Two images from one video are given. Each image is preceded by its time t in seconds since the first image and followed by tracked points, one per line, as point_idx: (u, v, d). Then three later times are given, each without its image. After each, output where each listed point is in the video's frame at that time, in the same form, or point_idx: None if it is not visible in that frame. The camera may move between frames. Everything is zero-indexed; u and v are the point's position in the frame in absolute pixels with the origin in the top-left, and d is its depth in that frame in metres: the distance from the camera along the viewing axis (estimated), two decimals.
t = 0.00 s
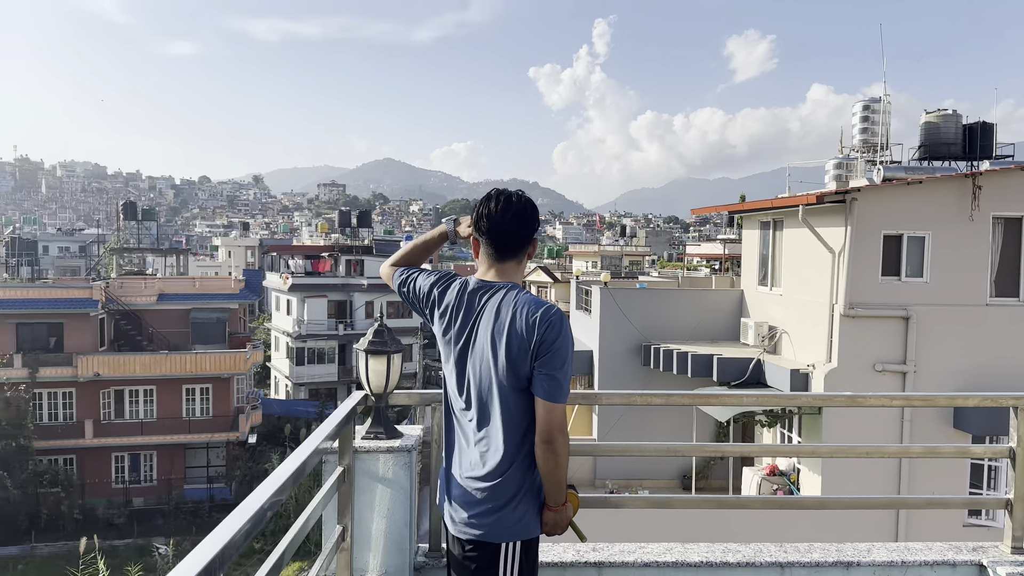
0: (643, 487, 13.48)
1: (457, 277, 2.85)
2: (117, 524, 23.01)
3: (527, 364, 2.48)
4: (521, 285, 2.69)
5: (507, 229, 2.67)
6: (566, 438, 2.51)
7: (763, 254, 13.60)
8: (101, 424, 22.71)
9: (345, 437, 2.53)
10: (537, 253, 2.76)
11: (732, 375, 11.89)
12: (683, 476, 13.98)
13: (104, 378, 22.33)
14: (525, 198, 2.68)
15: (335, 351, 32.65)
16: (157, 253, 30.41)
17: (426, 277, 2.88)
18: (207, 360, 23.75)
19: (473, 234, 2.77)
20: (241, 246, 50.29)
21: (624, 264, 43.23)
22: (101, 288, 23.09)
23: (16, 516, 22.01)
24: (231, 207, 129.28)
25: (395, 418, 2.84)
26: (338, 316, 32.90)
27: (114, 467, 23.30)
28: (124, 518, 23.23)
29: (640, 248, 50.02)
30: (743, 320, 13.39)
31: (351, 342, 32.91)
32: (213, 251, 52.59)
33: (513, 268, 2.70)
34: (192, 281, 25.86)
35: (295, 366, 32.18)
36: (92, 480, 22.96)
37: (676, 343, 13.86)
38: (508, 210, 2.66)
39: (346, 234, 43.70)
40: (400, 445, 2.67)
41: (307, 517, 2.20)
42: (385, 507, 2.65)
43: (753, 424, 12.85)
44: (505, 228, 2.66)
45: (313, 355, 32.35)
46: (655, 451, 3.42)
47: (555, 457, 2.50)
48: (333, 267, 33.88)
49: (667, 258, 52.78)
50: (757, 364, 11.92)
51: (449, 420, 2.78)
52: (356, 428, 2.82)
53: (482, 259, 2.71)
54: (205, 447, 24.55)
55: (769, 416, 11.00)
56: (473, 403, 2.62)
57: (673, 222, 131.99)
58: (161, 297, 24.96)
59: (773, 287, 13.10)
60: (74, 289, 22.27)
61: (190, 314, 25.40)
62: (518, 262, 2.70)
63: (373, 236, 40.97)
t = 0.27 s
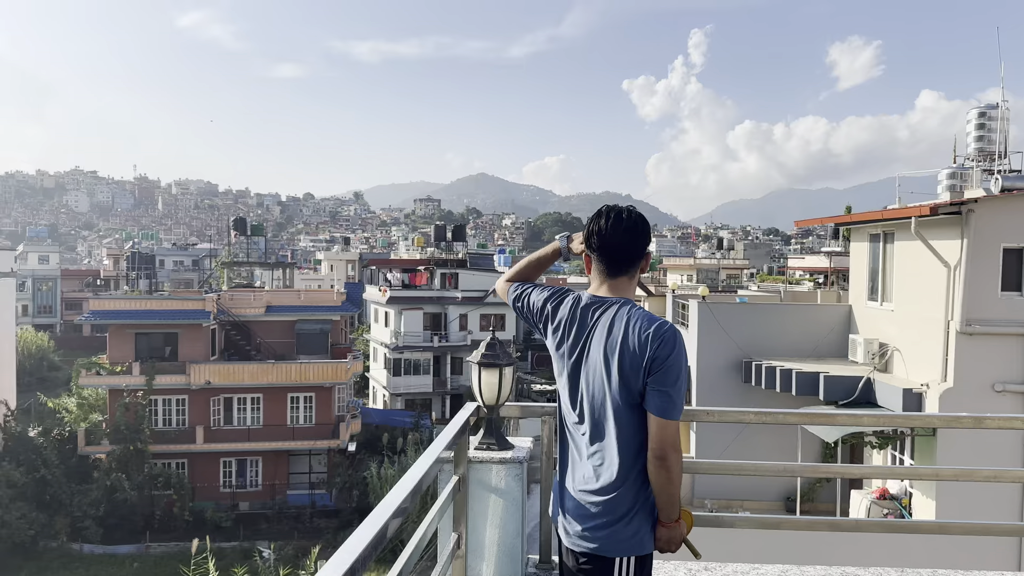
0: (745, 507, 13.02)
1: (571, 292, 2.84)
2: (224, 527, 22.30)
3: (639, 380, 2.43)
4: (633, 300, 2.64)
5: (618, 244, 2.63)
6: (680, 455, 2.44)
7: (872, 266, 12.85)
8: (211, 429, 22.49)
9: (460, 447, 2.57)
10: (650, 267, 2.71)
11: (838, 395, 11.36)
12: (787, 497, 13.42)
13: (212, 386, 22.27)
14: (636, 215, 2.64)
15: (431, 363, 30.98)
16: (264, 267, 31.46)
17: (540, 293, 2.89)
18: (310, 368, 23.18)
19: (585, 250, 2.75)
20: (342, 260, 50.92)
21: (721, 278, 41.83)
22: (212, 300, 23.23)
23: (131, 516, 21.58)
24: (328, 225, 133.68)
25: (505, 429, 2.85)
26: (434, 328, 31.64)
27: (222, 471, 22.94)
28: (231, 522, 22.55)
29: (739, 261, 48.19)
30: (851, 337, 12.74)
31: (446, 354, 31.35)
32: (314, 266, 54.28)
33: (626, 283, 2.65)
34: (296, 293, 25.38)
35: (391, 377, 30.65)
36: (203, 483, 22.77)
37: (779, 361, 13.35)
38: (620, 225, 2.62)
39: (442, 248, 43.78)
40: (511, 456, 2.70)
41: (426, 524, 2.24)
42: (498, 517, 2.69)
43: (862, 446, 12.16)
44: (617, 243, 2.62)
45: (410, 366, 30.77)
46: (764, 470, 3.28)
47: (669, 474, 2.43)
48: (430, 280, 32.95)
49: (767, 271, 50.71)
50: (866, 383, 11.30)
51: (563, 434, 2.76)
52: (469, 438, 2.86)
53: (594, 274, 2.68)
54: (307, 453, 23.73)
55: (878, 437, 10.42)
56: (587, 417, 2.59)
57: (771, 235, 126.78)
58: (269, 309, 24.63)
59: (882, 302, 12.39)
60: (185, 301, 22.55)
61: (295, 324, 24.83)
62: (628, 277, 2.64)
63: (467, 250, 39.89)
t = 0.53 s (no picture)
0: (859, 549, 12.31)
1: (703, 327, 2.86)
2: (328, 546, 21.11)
3: (780, 420, 2.35)
4: (771, 334, 2.61)
5: (755, 277, 2.61)
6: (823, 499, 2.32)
7: (996, 294, 11.95)
8: (316, 449, 21.53)
9: (590, 481, 2.57)
10: (787, 300, 2.68)
11: (960, 432, 10.61)
12: (905, 538, 12.67)
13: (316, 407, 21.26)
14: (774, 249, 2.63)
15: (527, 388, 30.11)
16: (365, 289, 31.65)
17: (671, 327, 2.94)
18: (409, 391, 21.66)
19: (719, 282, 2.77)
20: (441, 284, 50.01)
21: (829, 304, 39.49)
22: (320, 323, 22.47)
23: (239, 532, 20.67)
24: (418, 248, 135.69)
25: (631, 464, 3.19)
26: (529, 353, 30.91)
27: (325, 490, 22.00)
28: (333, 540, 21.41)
29: (848, 287, 45.41)
30: (974, 370, 12.01)
31: (542, 380, 30.33)
32: (412, 291, 55.02)
33: (762, 319, 2.62)
34: (398, 317, 24.68)
35: (487, 402, 29.82)
36: (306, 502, 21.85)
37: (894, 394, 12.91)
38: (755, 258, 2.61)
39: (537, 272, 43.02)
40: (638, 493, 3.00)
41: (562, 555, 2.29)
42: (626, 551, 2.96)
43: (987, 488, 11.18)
44: (751, 277, 2.61)
45: (506, 391, 29.92)
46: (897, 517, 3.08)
47: (812, 518, 2.32)
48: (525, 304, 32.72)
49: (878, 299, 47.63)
50: (992, 420, 10.53)
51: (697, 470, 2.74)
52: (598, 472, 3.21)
53: (728, 308, 2.68)
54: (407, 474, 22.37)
55: (1006, 478, 9.62)
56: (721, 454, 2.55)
57: (879, 259, 119.52)
58: (372, 332, 23.60)
59: (1009, 334, 11.68)
60: (296, 324, 22.06)
61: (396, 348, 23.54)
62: (764, 312, 2.61)
63: (564, 276, 38.97)
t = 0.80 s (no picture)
0: None
1: (823, 374, 3.31)
2: None
3: (911, 470, 2.62)
4: (896, 380, 3.05)
5: (881, 323, 3.07)
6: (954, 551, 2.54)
7: None
8: (402, 478, 21.78)
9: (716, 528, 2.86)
10: (910, 348, 3.11)
11: None
12: None
13: (404, 436, 21.66)
14: (896, 296, 3.08)
15: (611, 424, 29.73)
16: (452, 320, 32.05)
17: (795, 375, 3.38)
18: (493, 424, 21.72)
19: (844, 330, 3.24)
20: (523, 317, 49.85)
21: (930, 343, 37.25)
22: (407, 354, 22.75)
23: (328, 560, 20.48)
24: (495, 279, 136.57)
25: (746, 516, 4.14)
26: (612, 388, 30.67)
27: (410, 520, 21.94)
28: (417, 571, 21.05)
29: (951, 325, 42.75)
30: None
31: (625, 416, 29.97)
32: (496, 323, 55.32)
33: (886, 365, 3.08)
34: (482, 349, 24.35)
35: (570, 436, 29.70)
36: (392, 531, 21.87)
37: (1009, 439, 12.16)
38: (879, 308, 3.06)
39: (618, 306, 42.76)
40: (754, 542, 3.89)
41: None
42: None
43: None
44: (876, 322, 3.07)
45: (589, 426, 29.65)
46: None
47: (942, 567, 2.53)
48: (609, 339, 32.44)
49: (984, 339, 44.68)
50: None
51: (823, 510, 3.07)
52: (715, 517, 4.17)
53: (855, 354, 3.15)
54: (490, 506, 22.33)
55: None
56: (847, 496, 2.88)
57: (985, 294, 111.75)
58: (456, 364, 23.80)
59: None
60: (384, 355, 22.30)
61: (481, 381, 23.67)
62: (885, 360, 3.07)
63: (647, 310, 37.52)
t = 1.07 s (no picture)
0: None
1: (907, 415, 3.36)
2: None
3: (997, 516, 2.66)
4: (982, 423, 3.06)
5: (967, 365, 3.06)
6: None
7: None
8: (462, 509, 21.47)
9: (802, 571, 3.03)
10: (999, 392, 3.10)
11: None
12: None
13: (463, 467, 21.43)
14: (981, 337, 3.08)
15: (673, 460, 29.29)
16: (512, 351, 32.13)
17: (876, 415, 3.45)
18: (553, 456, 21.15)
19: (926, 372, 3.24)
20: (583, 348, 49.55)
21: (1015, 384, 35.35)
22: (467, 383, 22.67)
23: None
24: (552, 309, 136.49)
25: (823, 559, 4.56)
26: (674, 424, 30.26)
27: (469, 552, 21.67)
28: None
29: None
30: None
31: (688, 452, 29.48)
32: (556, 354, 55.21)
33: (972, 409, 3.08)
34: (543, 380, 23.64)
35: (631, 471, 29.36)
36: (451, 563, 21.62)
37: None
38: (963, 350, 3.05)
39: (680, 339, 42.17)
40: None
41: None
42: None
43: None
44: (962, 364, 3.05)
45: (651, 461, 29.30)
46: None
47: None
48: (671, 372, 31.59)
49: None
50: None
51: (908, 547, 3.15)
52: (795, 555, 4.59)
53: (939, 397, 3.17)
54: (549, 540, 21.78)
55: None
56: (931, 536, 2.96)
57: None
58: (516, 394, 23.32)
59: None
60: (446, 384, 22.34)
61: (540, 412, 22.93)
62: (971, 404, 3.07)
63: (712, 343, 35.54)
